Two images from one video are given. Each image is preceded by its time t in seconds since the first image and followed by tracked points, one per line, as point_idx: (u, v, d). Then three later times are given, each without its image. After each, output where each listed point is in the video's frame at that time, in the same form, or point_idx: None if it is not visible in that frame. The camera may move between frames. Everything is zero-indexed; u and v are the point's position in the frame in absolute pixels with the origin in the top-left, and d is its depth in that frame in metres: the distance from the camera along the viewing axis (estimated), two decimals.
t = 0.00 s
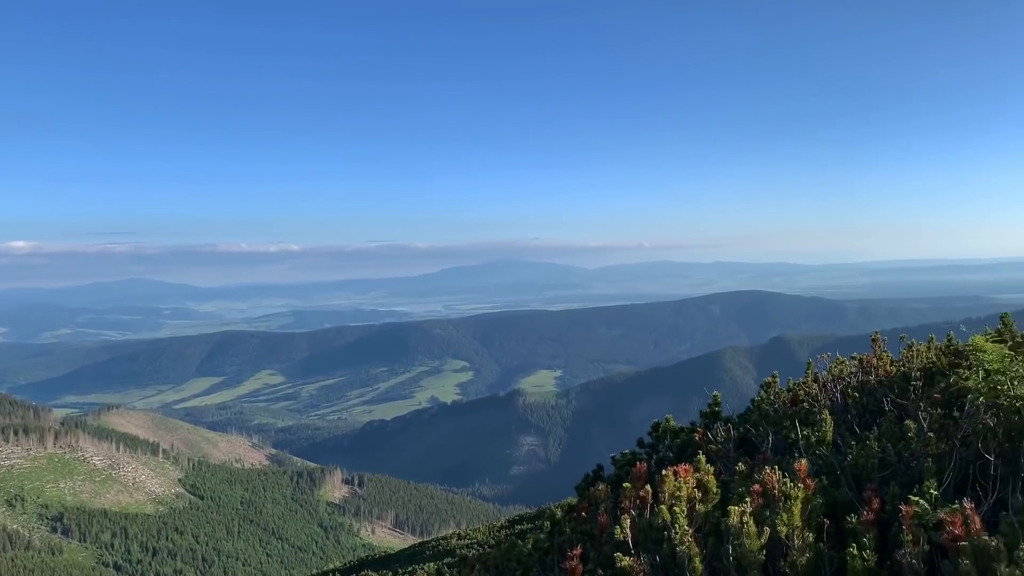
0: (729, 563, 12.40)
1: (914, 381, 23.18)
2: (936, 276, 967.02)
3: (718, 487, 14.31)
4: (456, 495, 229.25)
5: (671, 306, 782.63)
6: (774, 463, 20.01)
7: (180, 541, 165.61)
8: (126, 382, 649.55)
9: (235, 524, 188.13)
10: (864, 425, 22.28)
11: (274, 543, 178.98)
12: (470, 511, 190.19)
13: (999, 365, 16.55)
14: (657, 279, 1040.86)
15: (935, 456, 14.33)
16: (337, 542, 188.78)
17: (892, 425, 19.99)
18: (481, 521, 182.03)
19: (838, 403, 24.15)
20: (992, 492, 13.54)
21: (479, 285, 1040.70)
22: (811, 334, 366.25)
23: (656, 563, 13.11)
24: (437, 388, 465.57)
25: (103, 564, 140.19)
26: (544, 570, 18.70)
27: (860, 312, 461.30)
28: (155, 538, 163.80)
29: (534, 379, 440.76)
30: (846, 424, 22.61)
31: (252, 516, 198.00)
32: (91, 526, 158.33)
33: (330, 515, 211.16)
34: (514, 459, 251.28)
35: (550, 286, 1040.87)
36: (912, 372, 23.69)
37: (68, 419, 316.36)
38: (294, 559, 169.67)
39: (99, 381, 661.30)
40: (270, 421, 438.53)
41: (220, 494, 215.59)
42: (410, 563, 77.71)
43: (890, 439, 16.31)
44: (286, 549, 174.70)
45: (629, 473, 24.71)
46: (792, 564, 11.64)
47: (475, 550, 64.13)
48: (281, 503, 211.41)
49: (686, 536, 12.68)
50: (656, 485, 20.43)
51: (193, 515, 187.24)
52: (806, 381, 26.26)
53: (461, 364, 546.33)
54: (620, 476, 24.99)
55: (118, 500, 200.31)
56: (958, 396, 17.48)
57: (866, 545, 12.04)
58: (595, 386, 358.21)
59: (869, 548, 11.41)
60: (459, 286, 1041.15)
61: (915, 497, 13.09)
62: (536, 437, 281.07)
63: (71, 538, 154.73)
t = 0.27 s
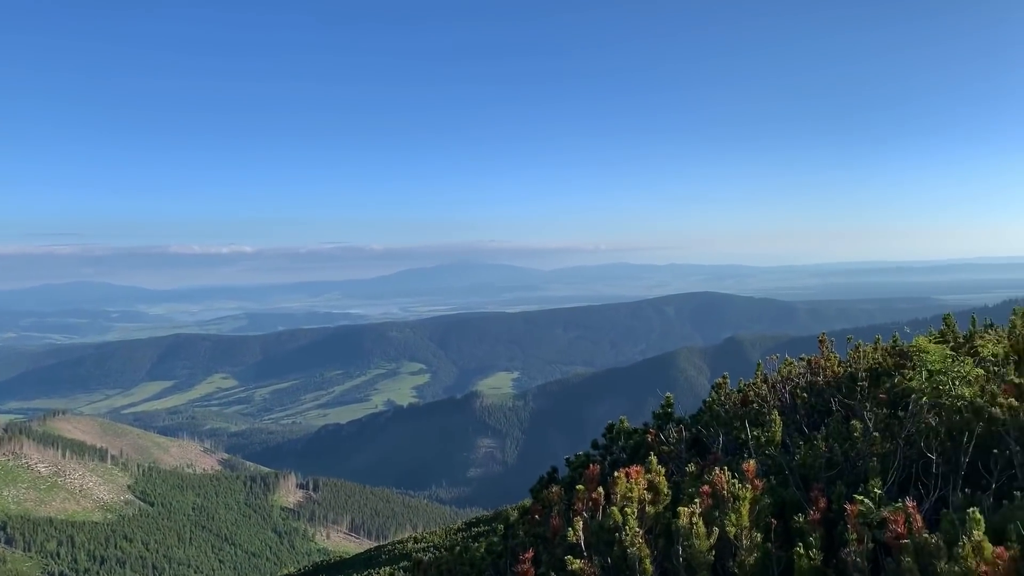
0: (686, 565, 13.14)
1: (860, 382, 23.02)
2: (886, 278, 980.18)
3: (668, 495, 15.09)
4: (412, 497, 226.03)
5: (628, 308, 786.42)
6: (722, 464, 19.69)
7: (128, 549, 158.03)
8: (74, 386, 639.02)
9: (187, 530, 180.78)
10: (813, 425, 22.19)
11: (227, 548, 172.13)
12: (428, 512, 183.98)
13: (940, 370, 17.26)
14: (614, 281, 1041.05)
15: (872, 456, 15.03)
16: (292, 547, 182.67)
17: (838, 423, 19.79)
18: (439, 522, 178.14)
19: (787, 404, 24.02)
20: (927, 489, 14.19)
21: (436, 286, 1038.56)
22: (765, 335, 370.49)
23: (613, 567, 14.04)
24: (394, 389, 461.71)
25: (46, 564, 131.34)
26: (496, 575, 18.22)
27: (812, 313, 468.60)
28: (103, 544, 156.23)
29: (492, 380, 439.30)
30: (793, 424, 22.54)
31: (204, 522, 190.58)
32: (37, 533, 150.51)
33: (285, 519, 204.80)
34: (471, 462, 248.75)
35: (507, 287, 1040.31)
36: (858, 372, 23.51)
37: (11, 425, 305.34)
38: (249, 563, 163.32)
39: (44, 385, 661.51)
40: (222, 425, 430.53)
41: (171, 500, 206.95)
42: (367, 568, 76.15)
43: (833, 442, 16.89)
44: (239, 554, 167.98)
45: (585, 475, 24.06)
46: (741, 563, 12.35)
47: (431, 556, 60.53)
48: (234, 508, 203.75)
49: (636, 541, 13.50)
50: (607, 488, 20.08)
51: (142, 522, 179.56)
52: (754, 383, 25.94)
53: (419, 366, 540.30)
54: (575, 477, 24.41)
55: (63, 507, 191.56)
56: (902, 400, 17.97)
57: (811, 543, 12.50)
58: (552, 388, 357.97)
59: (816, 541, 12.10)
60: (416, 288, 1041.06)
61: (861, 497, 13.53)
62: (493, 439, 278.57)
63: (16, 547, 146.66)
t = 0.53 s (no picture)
0: (627, 567, 12.34)
1: (801, 381, 21.98)
2: (828, 279, 998.26)
3: (608, 491, 14.19)
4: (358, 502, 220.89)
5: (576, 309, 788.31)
6: (666, 467, 18.27)
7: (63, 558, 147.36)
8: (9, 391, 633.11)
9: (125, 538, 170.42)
10: (755, 424, 21.04)
11: (168, 556, 162.28)
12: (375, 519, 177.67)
13: (879, 363, 16.71)
14: (563, 284, 1041.06)
15: (816, 450, 14.37)
16: (235, 554, 173.97)
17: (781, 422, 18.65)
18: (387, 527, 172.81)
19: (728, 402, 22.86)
20: (866, 481, 13.65)
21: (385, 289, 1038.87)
22: (709, 335, 373.48)
23: (549, 569, 13.28)
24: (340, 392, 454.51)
25: None
26: None
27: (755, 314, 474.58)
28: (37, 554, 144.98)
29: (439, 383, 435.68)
30: (734, 423, 21.37)
31: (143, 529, 180.04)
32: None
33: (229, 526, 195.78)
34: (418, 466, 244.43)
35: (457, 290, 1040.81)
36: (799, 371, 22.45)
37: None
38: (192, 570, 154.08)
39: None
40: (162, 431, 418.46)
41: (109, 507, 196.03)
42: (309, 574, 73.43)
43: (774, 434, 16.09)
44: (181, 561, 158.42)
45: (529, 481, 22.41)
46: (684, 562, 11.62)
47: (378, 558, 58.26)
48: (175, 515, 194.20)
49: (580, 538, 12.68)
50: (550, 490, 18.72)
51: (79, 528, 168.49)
52: (696, 384, 24.53)
53: (366, 369, 532.41)
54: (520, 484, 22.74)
55: None
56: (838, 395, 17.37)
57: (747, 542, 11.87)
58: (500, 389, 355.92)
59: (753, 540, 11.47)
60: (361, 291, 1040.97)
61: (797, 492, 12.88)
62: (441, 442, 274.59)
63: None
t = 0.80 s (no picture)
0: (567, 567, 11.71)
1: (742, 381, 21.62)
2: (770, 281, 1015.32)
3: (551, 492, 13.30)
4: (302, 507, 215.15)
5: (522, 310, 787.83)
6: (606, 464, 17.63)
7: None
8: None
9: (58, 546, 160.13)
10: (698, 424, 20.55)
11: (105, 566, 152.48)
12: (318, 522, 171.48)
13: (817, 360, 16.52)
14: (509, 285, 1040.40)
15: (755, 447, 14.08)
16: (176, 562, 165.76)
17: (721, 421, 18.21)
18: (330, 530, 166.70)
19: (669, 401, 22.29)
20: (802, 478, 13.42)
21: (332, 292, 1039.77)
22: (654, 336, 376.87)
23: (490, 570, 12.12)
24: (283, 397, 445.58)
25: None
26: None
27: (699, 314, 480.40)
28: None
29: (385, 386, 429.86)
30: (676, 423, 20.69)
31: (78, 538, 169.62)
32: None
33: (168, 534, 187.22)
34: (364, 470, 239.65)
35: (402, 292, 1040.26)
36: (737, 372, 22.32)
37: None
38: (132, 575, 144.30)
39: None
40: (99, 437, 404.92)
41: (41, 515, 184.01)
42: None
43: (714, 434, 15.69)
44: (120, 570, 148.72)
45: (472, 483, 21.01)
46: (624, 563, 11.10)
47: (318, 567, 55.84)
48: (113, 525, 184.28)
49: (520, 536, 11.89)
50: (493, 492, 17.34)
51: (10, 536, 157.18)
52: (641, 384, 23.68)
53: (311, 372, 524.11)
54: (464, 486, 21.39)
55: None
56: (776, 395, 17.11)
57: (686, 541, 11.39)
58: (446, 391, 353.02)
59: (693, 538, 11.02)
60: (305, 292, 1039.69)
61: (738, 491, 12.51)
62: (387, 446, 270.06)
63: None
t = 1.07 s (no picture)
0: (515, 568, 11.43)
1: (690, 381, 21.48)
2: (719, 282, 1029.42)
3: (501, 493, 12.79)
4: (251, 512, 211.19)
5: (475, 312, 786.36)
6: (559, 464, 17.13)
7: None
8: None
9: None
10: (646, 424, 20.32)
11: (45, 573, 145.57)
12: (268, 528, 169.81)
13: (760, 361, 16.53)
14: (460, 286, 1040.53)
15: (701, 444, 13.92)
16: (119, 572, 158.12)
17: (671, 421, 18.06)
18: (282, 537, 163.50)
19: (619, 402, 22.00)
20: (749, 476, 13.37)
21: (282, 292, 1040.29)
22: (606, 338, 378.68)
23: (440, 573, 11.76)
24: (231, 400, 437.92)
25: None
26: None
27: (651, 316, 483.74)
28: None
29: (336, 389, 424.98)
30: (627, 424, 20.44)
31: (16, 545, 159.63)
32: None
33: (111, 544, 179.25)
34: (314, 473, 236.28)
35: (354, 296, 1041.06)
36: (687, 371, 22.06)
37: None
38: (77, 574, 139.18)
39: None
40: (38, 443, 393.39)
41: None
42: None
43: (663, 435, 15.52)
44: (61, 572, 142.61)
45: (420, 487, 20.14)
46: (572, 564, 10.86)
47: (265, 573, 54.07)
48: (53, 534, 171.68)
49: (468, 537, 11.51)
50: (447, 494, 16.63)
51: None
52: (591, 384, 23.26)
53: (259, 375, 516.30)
54: (412, 489, 20.53)
55: None
56: (722, 395, 17.06)
57: (637, 539, 11.24)
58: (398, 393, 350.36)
59: (642, 539, 10.89)
60: (252, 296, 1040.91)
61: (685, 490, 12.38)
62: (337, 449, 266.74)
63: None
